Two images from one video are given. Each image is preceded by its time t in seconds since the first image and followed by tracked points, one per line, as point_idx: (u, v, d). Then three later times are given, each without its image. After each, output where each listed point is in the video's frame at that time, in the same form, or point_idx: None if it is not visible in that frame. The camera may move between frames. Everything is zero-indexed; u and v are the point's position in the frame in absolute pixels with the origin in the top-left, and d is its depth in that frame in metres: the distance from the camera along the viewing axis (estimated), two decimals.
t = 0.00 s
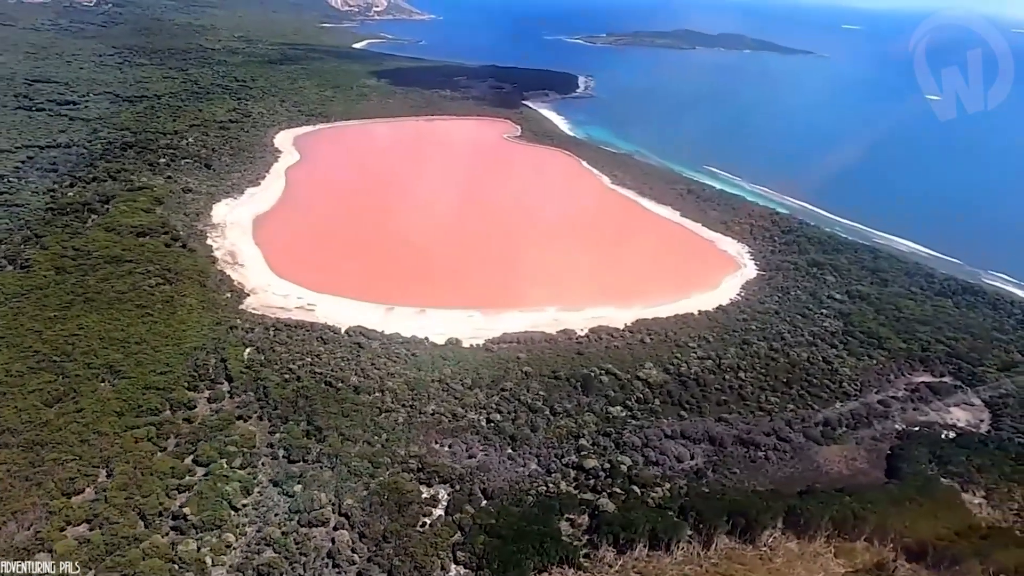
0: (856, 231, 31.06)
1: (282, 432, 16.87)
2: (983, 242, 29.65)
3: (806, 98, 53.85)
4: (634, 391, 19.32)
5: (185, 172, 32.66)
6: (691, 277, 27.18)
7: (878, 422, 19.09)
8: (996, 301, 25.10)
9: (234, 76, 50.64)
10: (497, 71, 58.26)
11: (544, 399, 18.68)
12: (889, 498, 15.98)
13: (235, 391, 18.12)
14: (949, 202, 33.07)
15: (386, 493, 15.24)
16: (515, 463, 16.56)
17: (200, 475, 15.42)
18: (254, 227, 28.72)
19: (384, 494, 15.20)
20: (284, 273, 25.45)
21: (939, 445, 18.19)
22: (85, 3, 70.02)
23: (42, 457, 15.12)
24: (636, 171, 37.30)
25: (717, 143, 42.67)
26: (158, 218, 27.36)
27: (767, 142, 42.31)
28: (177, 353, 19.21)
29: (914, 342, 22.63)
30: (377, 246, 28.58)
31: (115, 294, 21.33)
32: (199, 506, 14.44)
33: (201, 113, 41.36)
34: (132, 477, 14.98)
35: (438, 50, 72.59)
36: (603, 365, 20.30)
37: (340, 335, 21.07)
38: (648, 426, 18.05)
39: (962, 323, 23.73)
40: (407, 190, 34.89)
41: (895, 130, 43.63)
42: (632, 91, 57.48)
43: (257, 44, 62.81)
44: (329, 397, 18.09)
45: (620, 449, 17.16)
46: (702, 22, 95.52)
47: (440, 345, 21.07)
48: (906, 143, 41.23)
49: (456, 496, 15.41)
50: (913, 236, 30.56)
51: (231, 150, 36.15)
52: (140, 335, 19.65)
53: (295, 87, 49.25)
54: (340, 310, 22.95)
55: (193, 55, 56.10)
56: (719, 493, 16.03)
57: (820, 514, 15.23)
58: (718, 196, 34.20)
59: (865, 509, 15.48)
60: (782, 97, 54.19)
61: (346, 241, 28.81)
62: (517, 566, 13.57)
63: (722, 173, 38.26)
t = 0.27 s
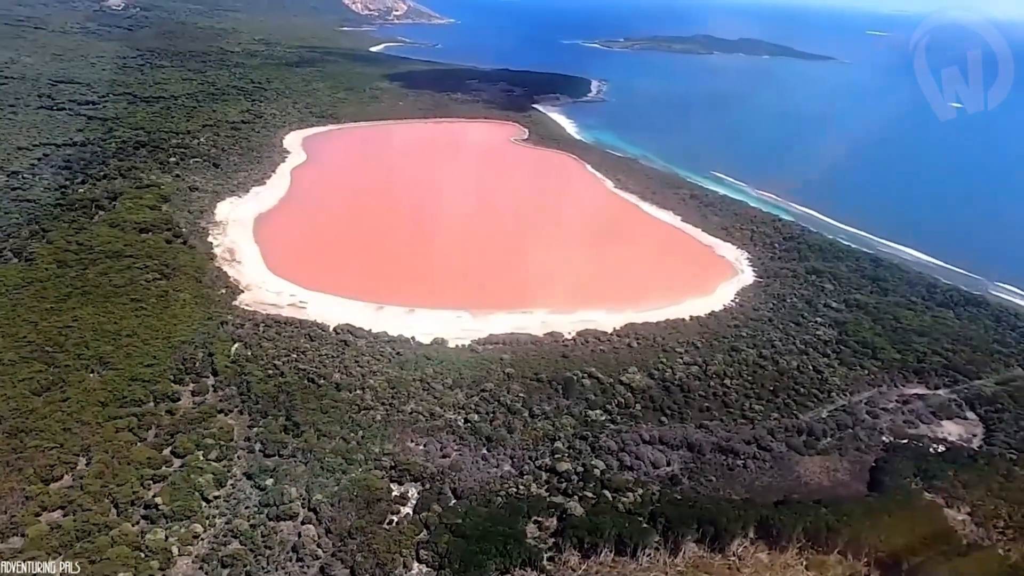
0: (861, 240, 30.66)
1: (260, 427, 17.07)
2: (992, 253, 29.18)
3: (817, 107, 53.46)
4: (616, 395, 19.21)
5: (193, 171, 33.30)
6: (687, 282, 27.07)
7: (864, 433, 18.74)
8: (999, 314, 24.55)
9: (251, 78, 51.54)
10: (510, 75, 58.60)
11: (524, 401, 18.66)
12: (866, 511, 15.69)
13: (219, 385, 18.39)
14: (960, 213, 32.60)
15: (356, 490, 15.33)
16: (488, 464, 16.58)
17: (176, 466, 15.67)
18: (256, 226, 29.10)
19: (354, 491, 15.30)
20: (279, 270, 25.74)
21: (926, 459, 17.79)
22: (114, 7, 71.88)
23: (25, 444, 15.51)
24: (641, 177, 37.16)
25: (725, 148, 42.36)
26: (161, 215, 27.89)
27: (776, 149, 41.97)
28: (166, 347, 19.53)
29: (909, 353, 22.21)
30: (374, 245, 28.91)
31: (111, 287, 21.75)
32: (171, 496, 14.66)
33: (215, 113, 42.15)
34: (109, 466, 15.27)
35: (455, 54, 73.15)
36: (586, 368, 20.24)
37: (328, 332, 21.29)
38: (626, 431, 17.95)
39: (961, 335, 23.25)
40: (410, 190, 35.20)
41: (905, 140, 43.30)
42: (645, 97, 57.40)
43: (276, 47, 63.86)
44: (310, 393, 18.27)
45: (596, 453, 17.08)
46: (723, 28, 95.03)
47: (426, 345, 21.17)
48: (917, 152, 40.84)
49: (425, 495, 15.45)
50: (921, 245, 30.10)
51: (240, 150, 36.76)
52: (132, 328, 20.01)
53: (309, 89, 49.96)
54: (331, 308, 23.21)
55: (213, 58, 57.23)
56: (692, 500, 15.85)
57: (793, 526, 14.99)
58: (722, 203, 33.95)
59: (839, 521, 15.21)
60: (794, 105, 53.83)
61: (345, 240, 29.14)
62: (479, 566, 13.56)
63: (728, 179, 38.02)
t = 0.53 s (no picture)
0: (868, 253, 30.43)
1: (238, 421, 17.23)
2: (1003, 268, 28.83)
3: (832, 115, 52.98)
4: (595, 399, 19.11)
5: (202, 168, 33.81)
6: (683, 287, 27.07)
7: (849, 445, 18.34)
8: (1000, 330, 24.07)
9: (268, 79, 52.33)
10: (523, 80, 59.55)
11: (502, 403, 18.64)
12: (842, 525, 15.31)
13: (202, 378, 18.59)
14: (971, 228, 32.28)
15: (324, 487, 15.38)
16: (459, 464, 16.54)
17: (150, 457, 15.86)
18: (256, 223, 29.45)
19: (322, 488, 15.35)
20: (275, 266, 26.09)
21: (911, 473, 17.35)
22: (142, 8, 73.47)
23: (7, 432, 15.87)
24: (645, 185, 37.15)
25: (734, 159, 42.22)
26: (166, 209, 28.31)
27: (786, 160, 41.76)
28: (155, 339, 19.76)
29: (902, 365, 21.80)
30: (373, 243, 29.26)
31: (108, 278, 22.08)
32: (142, 487, 14.86)
33: (230, 113, 42.85)
34: (85, 455, 15.52)
35: (474, 58, 73.75)
36: (568, 371, 20.20)
37: (316, 329, 21.52)
38: (602, 435, 17.80)
39: (958, 349, 22.81)
40: (415, 191, 35.57)
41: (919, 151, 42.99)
42: (658, 104, 57.32)
43: (297, 50, 64.77)
44: (290, 389, 18.42)
45: (569, 457, 16.95)
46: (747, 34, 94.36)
47: (412, 343, 21.30)
48: (930, 164, 40.50)
49: (394, 495, 15.45)
50: (930, 260, 29.78)
51: (251, 149, 37.32)
52: (124, 319, 20.30)
53: (325, 91, 50.53)
54: (323, 304, 23.54)
55: (233, 59, 58.21)
56: (663, 508, 15.60)
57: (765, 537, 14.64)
58: (725, 212, 33.76)
59: (814, 534, 14.83)
60: (808, 113, 53.37)
61: (346, 237, 29.51)
62: (438, 567, 13.49)
63: (735, 190, 38.11)
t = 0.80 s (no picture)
0: (873, 262, 30.09)
1: (218, 414, 17.43)
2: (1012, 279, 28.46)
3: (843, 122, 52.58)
4: (576, 402, 19.06)
5: (209, 167, 34.35)
6: (678, 291, 27.03)
7: (832, 455, 18.04)
8: (1000, 341, 23.57)
9: (282, 80, 53.03)
10: (536, 84, 59.57)
11: (481, 403, 18.65)
12: (817, 535, 15.03)
13: (187, 371, 18.83)
14: (981, 238, 31.91)
15: (296, 480, 15.48)
16: (433, 463, 16.56)
17: (129, 445, 16.08)
18: (257, 221, 29.85)
19: (294, 481, 15.45)
20: (272, 263, 26.44)
21: (894, 484, 17.00)
22: (166, 10, 74.93)
23: None
24: (649, 190, 36.99)
25: (741, 165, 42.02)
26: (168, 205, 28.78)
27: (793, 167, 41.47)
28: (145, 331, 20.06)
29: (894, 376, 21.42)
30: (373, 242, 29.60)
31: (105, 271, 22.49)
32: (117, 475, 15.06)
33: (241, 113, 43.52)
34: (65, 442, 15.77)
35: (489, 61, 74.10)
36: (551, 373, 20.18)
37: (304, 326, 21.73)
38: (579, 438, 17.72)
39: (954, 360, 22.36)
40: (418, 191, 35.81)
41: (930, 160, 42.70)
42: (670, 108, 57.13)
43: (313, 52, 65.58)
44: (272, 383, 18.61)
45: (544, 459, 16.90)
46: (766, 40, 93.66)
47: (398, 342, 21.43)
48: (940, 174, 40.20)
49: (364, 491, 15.49)
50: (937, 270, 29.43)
51: (258, 149, 37.86)
52: (116, 311, 20.64)
53: (337, 93, 51.02)
54: (315, 301, 23.77)
55: (250, 60, 59.10)
56: (634, 511, 15.46)
57: (734, 544, 14.44)
58: (727, 218, 33.46)
59: (785, 543, 14.59)
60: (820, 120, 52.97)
61: (346, 236, 29.83)
62: (400, 563, 13.51)
63: (741, 195, 37.86)
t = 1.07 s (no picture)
0: (874, 271, 29.74)
1: (198, 405, 17.63)
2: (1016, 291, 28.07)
3: (854, 128, 52.12)
4: (556, 404, 19.03)
5: (213, 163, 34.78)
6: (672, 295, 26.89)
7: (811, 464, 17.84)
8: (996, 354, 23.19)
9: (294, 78, 53.55)
10: (547, 86, 59.52)
11: (461, 402, 18.69)
12: (786, 543, 14.89)
13: (172, 363, 19.09)
14: (986, 250, 31.52)
15: (269, 473, 15.63)
16: (407, 459, 16.62)
17: (108, 434, 16.33)
18: (256, 217, 30.16)
19: (266, 473, 15.60)
20: (267, 259, 26.71)
21: (872, 495, 16.78)
22: (185, 8, 76.00)
23: None
24: (651, 193, 36.82)
25: (747, 170, 41.70)
26: (169, 200, 29.18)
27: (801, 173, 41.07)
28: (134, 323, 20.35)
29: (883, 386, 21.14)
30: (370, 240, 29.82)
31: (100, 263, 22.87)
32: (93, 462, 15.30)
33: (250, 110, 44.02)
34: (46, 429, 16.05)
35: (503, 63, 74.21)
36: (533, 374, 20.17)
37: (292, 321, 21.92)
38: (556, 439, 17.70)
39: (947, 372, 22.02)
40: (419, 191, 35.95)
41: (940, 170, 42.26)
42: (680, 112, 56.87)
43: (327, 51, 66.16)
44: (255, 377, 18.79)
45: (518, 459, 16.90)
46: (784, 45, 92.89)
47: (384, 339, 21.55)
48: (950, 184, 39.76)
49: (335, 485, 15.60)
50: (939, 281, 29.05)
51: (264, 146, 38.27)
52: (108, 302, 20.97)
53: (347, 92, 51.39)
54: (305, 297, 23.94)
55: (264, 59, 59.77)
56: (603, 514, 15.41)
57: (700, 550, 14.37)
58: (727, 223, 33.19)
59: (752, 551, 14.48)
60: (831, 126, 52.48)
61: (343, 234, 30.03)
62: (363, 558, 13.61)
63: (743, 200, 37.57)
